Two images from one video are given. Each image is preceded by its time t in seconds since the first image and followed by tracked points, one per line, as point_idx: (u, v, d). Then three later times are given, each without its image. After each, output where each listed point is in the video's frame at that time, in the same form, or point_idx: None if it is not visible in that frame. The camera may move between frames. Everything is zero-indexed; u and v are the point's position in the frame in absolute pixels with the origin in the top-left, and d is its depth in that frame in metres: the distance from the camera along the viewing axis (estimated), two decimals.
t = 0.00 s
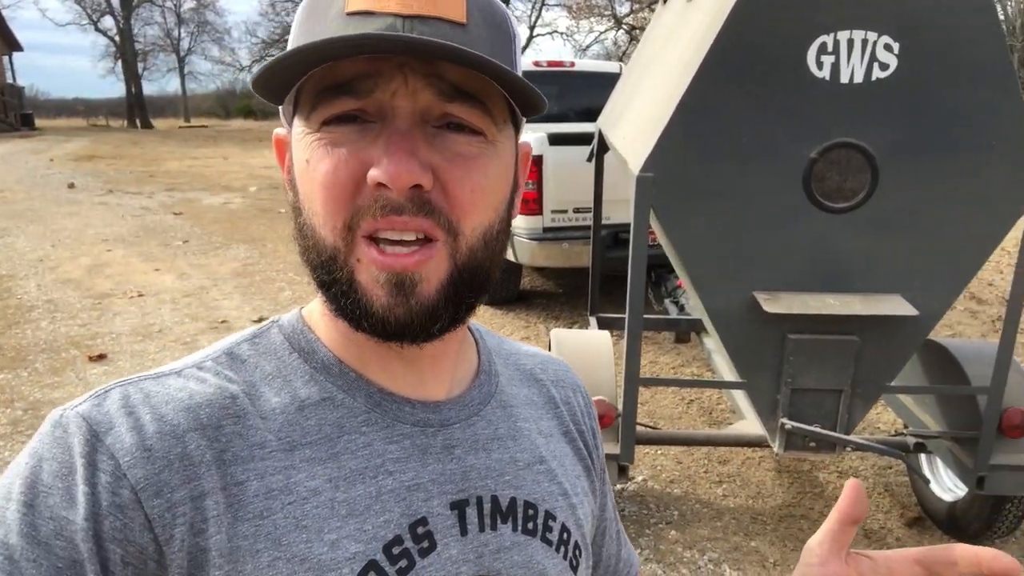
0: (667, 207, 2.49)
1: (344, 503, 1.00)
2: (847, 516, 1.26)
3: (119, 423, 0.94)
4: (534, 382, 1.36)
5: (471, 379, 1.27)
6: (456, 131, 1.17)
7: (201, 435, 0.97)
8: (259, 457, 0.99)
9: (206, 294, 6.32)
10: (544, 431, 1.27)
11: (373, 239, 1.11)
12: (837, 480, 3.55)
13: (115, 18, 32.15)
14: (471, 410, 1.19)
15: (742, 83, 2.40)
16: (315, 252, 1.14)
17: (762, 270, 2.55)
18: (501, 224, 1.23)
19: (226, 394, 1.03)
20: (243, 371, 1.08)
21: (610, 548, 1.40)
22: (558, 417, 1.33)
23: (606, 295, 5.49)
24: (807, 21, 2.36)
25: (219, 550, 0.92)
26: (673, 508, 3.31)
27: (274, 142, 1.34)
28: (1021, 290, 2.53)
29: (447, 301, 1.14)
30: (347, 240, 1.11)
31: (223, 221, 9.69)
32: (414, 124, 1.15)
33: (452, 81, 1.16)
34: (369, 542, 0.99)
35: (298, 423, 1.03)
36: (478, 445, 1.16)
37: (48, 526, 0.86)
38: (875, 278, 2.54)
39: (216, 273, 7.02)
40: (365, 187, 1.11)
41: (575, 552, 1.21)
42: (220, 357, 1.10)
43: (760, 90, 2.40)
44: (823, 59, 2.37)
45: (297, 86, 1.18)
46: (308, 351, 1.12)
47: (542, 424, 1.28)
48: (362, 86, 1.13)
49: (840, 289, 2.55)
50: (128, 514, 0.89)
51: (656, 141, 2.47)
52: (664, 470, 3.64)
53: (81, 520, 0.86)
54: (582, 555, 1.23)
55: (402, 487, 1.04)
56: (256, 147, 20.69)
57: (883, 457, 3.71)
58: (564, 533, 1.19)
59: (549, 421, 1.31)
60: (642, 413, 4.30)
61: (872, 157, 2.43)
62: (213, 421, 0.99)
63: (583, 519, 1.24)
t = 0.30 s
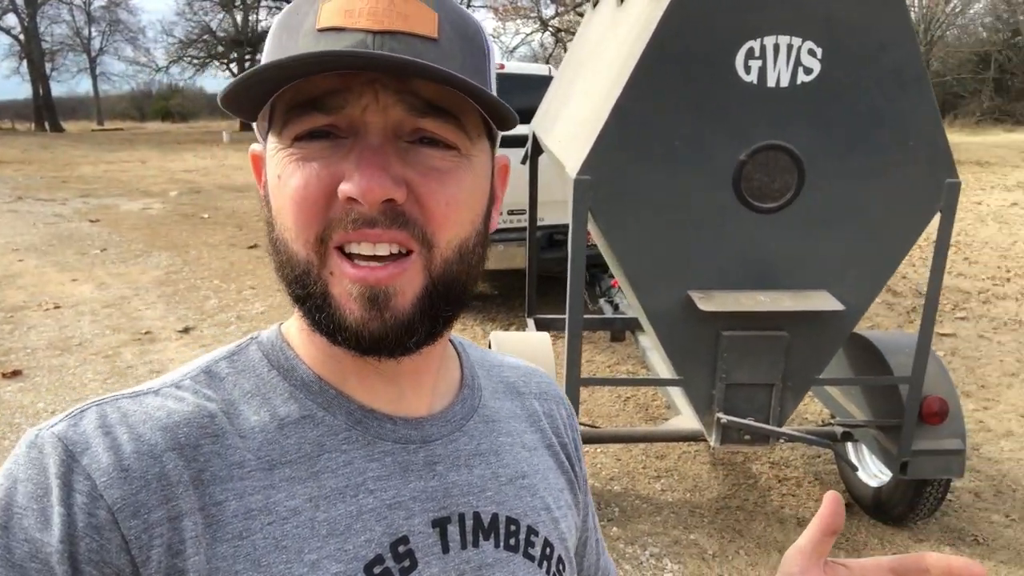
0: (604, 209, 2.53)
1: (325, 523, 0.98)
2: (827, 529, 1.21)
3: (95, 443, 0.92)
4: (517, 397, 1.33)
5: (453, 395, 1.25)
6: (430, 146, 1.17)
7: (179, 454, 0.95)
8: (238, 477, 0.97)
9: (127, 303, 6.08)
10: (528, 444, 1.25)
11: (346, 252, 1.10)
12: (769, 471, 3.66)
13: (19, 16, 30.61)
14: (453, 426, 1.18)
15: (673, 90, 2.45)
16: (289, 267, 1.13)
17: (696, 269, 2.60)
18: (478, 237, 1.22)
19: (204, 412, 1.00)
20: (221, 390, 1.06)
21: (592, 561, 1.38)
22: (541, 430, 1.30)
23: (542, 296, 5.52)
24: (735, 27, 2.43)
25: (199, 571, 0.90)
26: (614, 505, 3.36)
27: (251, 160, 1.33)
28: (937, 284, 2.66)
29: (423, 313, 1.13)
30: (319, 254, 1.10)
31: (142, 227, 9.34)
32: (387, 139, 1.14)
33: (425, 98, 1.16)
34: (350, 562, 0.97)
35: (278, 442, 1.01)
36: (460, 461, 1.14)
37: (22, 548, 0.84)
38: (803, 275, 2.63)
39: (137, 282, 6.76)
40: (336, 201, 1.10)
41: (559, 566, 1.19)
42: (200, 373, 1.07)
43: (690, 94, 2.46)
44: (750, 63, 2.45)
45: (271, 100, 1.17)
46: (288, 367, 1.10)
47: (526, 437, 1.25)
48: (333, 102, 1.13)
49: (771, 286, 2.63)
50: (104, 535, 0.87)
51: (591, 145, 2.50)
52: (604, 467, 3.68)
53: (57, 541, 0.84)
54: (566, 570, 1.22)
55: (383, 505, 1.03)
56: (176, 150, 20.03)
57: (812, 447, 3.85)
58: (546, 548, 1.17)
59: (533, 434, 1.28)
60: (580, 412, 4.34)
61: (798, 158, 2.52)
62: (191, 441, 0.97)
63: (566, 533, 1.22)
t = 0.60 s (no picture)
0: (558, 208, 2.52)
1: (302, 513, 1.01)
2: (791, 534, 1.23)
3: (68, 438, 0.94)
4: (495, 383, 1.34)
5: (430, 383, 1.27)
6: (405, 141, 1.20)
7: (153, 448, 0.97)
8: (214, 469, 0.99)
9: (56, 311, 5.84)
10: (507, 430, 1.26)
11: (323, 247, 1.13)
12: (717, 463, 3.72)
13: None
14: (430, 415, 1.19)
15: (621, 92, 2.47)
16: (266, 261, 1.15)
17: (648, 268, 2.63)
18: (451, 230, 1.26)
19: (178, 406, 1.02)
20: (194, 384, 1.08)
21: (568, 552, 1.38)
22: (519, 416, 1.31)
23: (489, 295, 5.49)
24: (683, 27, 2.46)
25: (175, 563, 0.92)
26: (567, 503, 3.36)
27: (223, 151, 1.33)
28: (878, 277, 2.74)
29: (399, 307, 1.17)
30: (297, 251, 1.13)
31: (71, 231, 8.98)
32: (363, 134, 1.17)
33: (399, 93, 1.18)
34: (327, 551, 1.00)
35: (252, 434, 1.04)
36: (437, 450, 1.16)
37: None
38: (751, 272, 2.68)
39: (67, 288, 6.49)
40: (314, 196, 1.13)
41: (540, 551, 1.21)
42: (173, 367, 1.09)
43: (640, 93, 2.47)
44: (698, 63, 2.47)
45: (244, 96, 1.18)
46: (261, 361, 1.12)
47: (505, 423, 1.27)
48: (309, 97, 1.15)
49: (721, 283, 2.67)
50: (79, 528, 0.89)
51: (542, 144, 2.49)
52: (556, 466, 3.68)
53: (31, 535, 0.85)
54: (546, 554, 1.23)
55: (361, 494, 1.05)
56: (105, 151, 19.32)
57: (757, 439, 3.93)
58: (526, 533, 1.19)
59: (512, 420, 1.29)
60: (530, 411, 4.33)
61: (745, 156, 2.56)
62: (165, 434, 0.99)
63: (545, 517, 1.24)
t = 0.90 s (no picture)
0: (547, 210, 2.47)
1: (270, 517, 1.01)
2: (740, 493, 1.34)
3: (28, 446, 0.91)
4: (460, 373, 1.36)
5: (397, 376, 1.28)
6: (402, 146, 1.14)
7: (117, 456, 0.96)
8: (180, 475, 0.98)
9: (30, 317, 5.71)
10: (472, 421, 1.28)
11: (321, 254, 1.05)
12: (706, 467, 3.68)
13: None
14: (397, 413, 1.20)
15: (611, 93, 2.41)
16: (251, 266, 1.07)
17: (639, 271, 2.58)
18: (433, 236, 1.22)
19: (141, 411, 1.01)
20: (157, 386, 1.06)
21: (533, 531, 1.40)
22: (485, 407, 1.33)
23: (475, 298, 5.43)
24: (675, 26, 2.41)
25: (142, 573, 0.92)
26: (555, 511, 3.31)
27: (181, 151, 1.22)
28: (871, 280, 2.71)
29: (388, 308, 1.11)
30: (290, 255, 1.05)
31: (48, 234, 8.82)
32: (363, 138, 1.11)
33: (398, 96, 1.13)
34: (296, 555, 1.01)
35: (218, 438, 1.03)
36: (405, 447, 1.17)
37: None
38: (743, 274, 2.64)
39: (42, 293, 6.36)
40: (312, 201, 1.05)
41: (506, 540, 1.23)
42: (134, 368, 1.07)
43: (632, 93, 2.42)
44: (691, 62, 2.42)
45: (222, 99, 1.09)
46: (226, 363, 1.11)
47: (472, 414, 1.29)
48: (308, 97, 1.08)
49: (712, 286, 2.63)
50: (43, 540, 0.87)
51: (530, 146, 2.43)
52: (543, 472, 3.63)
53: None
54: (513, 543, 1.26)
55: (329, 497, 1.06)
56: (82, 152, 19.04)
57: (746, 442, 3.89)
58: (493, 524, 1.21)
59: (479, 411, 1.32)
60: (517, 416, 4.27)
61: (737, 156, 2.52)
62: (129, 441, 0.97)
63: (512, 508, 1.26)
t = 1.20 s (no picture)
0: (541, 217, 2.38)
1: (244, 545, 0.97)
2: (652, 419, 1.33)
3: None
4: (411, 378, 1.34)
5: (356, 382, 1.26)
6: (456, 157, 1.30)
7: (70, 501, 0.88)
8: (144, 510, 0.92)
9: (18, 322, 5.61)
10: (432, 426, 1.26)
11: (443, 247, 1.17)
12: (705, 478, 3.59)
13: None
14: (364, 424, 1.17)
15: (608, 96, 2.33)
16: (378, 258, 1.10)
17: (636, 279, 2.50)
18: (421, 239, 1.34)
19: (92, 446, 0.93)
20: (107, 416, 0.98)
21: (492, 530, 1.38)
22: (443, 408, 1.33)
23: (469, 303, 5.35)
24: (674, 26, 2.32)
25: None
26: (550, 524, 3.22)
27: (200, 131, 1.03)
28: (875, 287, 2.63)
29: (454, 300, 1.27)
30: (423, 247, 1.13)
31: (39, 237, 8.71)
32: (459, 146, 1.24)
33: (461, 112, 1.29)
34: None
35: (181, 468, 0.97)
36: (375, 459, 1.14)
37: None
38: (744, 282, 2.56)
39: (31, 298, 6.27)
40: (440, 201, 1.16)
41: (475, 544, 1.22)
42: (82, 398, 0.99)
43: (629, 96, 2.34)
44: (689, 64, 2.34)
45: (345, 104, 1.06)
46: (183, 383, 1.04)
47: (430, 418, 1.28)
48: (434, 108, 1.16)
49: (711, 295, 2.56)
50: None
51: (523, 151, 2.35)
52: (539, 483, 3.54)
53: None
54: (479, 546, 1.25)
55: (304, 518, 1.02)
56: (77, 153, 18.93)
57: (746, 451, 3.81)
58: (463, 529, 1.20)
59: (437, 414, 1.30)
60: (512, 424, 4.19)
61: (737, 161, 2.44)
62: (82, 482, 0.90)
63: (476, 513, 1.25)
